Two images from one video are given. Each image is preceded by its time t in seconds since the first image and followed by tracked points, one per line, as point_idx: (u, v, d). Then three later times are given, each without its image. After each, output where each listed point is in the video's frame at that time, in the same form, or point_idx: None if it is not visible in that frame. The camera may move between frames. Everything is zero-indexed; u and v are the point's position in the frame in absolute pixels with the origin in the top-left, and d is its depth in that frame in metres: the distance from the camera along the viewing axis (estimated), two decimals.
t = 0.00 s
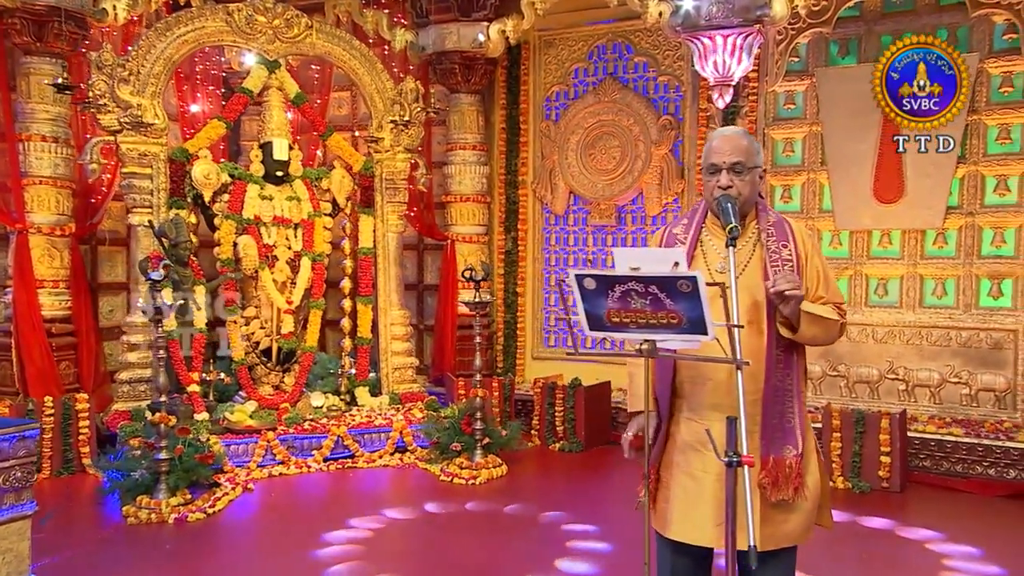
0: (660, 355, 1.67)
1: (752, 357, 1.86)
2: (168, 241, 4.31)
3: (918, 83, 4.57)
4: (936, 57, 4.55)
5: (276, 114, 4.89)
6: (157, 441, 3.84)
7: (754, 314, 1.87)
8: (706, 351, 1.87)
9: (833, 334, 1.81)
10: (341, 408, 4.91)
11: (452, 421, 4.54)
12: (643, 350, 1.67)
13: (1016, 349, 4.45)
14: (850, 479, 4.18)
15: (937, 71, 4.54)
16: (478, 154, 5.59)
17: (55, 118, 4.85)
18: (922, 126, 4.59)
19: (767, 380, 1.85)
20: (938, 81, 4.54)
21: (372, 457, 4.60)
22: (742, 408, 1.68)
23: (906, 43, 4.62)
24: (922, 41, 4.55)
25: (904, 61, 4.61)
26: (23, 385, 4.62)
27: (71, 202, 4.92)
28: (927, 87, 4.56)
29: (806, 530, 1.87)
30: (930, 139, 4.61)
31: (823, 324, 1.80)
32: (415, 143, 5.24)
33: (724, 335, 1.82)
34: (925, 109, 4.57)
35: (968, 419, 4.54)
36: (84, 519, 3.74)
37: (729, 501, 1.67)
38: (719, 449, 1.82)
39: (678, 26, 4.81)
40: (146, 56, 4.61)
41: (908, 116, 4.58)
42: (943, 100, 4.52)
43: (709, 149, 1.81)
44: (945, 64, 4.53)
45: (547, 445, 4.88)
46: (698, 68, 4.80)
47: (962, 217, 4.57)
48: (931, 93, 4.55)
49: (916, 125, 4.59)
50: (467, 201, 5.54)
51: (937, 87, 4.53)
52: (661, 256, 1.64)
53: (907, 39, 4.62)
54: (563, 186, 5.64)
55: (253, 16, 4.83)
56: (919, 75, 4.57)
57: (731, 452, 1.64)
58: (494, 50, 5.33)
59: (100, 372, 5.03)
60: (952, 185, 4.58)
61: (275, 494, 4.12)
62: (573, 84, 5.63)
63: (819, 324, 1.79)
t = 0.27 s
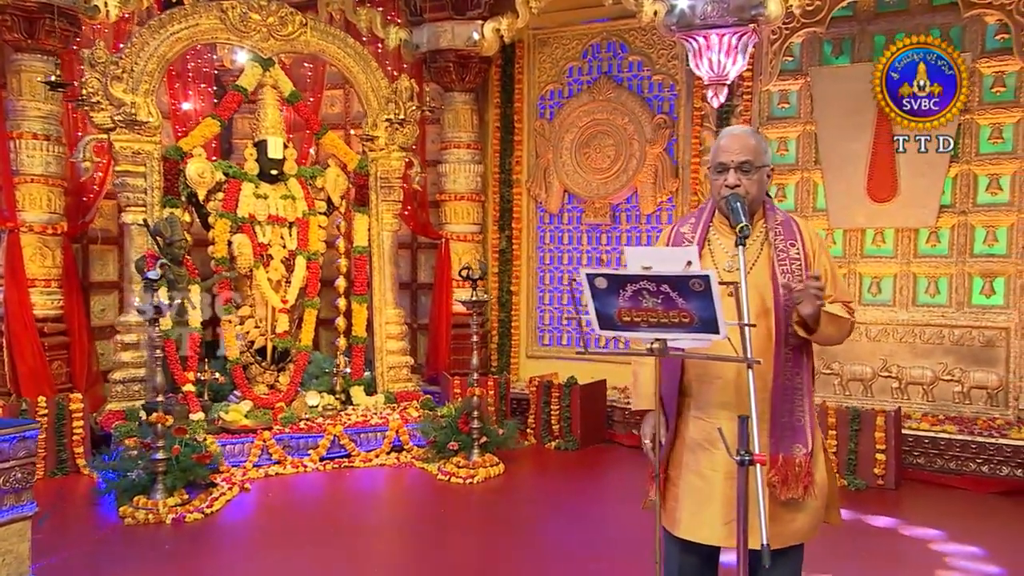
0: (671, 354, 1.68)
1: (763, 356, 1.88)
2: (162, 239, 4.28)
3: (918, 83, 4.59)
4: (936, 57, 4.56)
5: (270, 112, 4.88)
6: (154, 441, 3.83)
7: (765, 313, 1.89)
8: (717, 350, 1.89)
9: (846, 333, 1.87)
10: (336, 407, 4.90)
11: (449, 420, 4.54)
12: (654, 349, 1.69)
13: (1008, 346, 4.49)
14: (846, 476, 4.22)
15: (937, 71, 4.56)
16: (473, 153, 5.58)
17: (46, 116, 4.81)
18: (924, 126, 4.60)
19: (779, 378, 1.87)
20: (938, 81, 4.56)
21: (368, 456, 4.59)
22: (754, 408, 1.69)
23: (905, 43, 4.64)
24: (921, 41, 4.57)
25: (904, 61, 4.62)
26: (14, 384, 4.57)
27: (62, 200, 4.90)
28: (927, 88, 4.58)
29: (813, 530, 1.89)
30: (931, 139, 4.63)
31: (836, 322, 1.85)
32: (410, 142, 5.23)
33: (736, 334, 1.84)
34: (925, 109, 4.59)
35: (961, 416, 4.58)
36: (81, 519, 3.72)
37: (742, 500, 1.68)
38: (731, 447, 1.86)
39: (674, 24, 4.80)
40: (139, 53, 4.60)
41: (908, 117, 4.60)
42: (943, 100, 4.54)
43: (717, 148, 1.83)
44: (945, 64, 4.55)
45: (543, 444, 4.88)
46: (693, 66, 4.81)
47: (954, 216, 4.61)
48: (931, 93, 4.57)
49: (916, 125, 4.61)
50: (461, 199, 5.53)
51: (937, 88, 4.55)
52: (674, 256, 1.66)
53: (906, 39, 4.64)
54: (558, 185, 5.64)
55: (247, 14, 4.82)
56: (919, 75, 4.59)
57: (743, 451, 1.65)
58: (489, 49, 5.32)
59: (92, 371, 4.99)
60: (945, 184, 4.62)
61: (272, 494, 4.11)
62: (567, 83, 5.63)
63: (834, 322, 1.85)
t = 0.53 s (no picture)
0: (682, 352, 1.72)
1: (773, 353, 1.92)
2: (160, 238, 4.31)
3: (918, 83, 4.56)
4: (936, 57, 4.54)
5: (267, 110, 4.90)
6: (155, 439, 3.88)
7: (773, 310, 1.93)
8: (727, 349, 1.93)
9: (856, 326, 1.90)
10: (333, 405, 4.91)
11: (447, 418, 4.56)
12: (665, 347, 1.72)
13: (998, 343, 4.55)
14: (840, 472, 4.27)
15: (937, 71, 4.54)
16: (468, 151, 5.60)
17: (42, 114, 4.82)
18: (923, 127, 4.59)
19: (786, 376, 1.91)
20: (938, 81, 4.54)
21: (367, 454, 4.62)
22: (763, 405, 1.73)
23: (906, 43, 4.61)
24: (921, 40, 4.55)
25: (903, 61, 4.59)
26: (10, 383, 4.56)
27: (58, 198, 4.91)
28: (927, 87, 4.56)
29: (817, 525, 1.93)
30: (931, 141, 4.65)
31: (847, 315, 1.89)
32: (405, 140, 5.25)
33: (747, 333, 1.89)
34: (925, 109, 4.57)
35: (952, 413, 4.63)
36: (82, 518, 3.76)
37: (753, 496, 1.72)
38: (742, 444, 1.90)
39: (669, 24, 4.84)
40: (136, 52, 4.62)
41: (908, 117, 4.56)
42: (943, 100, 4.53)
43: (724, 147, 1.87)
44: (945, 64, 4.53)
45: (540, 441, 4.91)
46: (689, 67, 4.88)
47: (946, 214, 4.66)
48: (931, 93, 4.55)
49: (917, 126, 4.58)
50: (457, 197, 5.57)
51: (936, 88, 4.54)
52: (684, 255, 1.71)
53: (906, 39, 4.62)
54: (554, 184, 5.63)
55: (243, 13, 4.84)
56: (919, 74, 4.57)
57: (754, 448, 1.67)
58: (485, 48, 5.31)
59: (89, 369, 4.99)
60: (937, 183, 4.67)
61: (271, 492, 4.14)
62: (562, 82, 5.64)
63: (845, 314, 1.88)
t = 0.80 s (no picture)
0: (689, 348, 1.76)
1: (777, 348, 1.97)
2: (158, 236, 4.34)
3: (918, 83, 4.68)
4: (936, 57, 4.64)
5: (263, 108, 4.93)
6: (154, 436, 3.93)
7: (776, 307, 1.98)
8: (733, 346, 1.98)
9: (858, 320, 1.95)
10: (331, 401, 4.94)
11: (444, 414, 4.60)
12: (672, 343, 1.76)
13: (987, 339, 4.60)
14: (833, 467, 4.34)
15: (937, 71, 4.64)
16: (463, 149, 5.63)
17: (38, 112, 4.82)
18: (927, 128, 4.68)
19: (789, 371, 1.96)
20: (938, 81, 4.65)
21: (364, 450, 4.66)
22: (770, 402, 1.76)
23: (904, 43, 4.72)
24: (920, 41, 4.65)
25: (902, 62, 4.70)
26: (7, 380, 4.56)
27: (53, 195, 4.90)
28: (927, 88, 4.67)
29: (817, 518, 1.97)
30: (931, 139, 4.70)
31: (850, 309, 1.93)
32: (401, 138, 5.28)
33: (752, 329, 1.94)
34: (925, 109, 4.67)
35: (941, 408, 4.69)
36: (82, 514, 3.80)
37: (761, 491, 1.75)
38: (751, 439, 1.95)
39: (663, 24, 4.89)
40: (133, 49, 4.66)
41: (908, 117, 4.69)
42: (944, 100, 4.63)
43: (726, 147, 1.90)
44: (945, 64, 4.62)
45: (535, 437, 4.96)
46: (683, 66, 4.89)
47: (936, 212, 4.71)
48: (931, 93, 4.66)
49: (917, 125, 4.70)
50: (452, 195, 5.58)
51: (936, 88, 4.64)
52: (694, 253, 1.76)
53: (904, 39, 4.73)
54: (548, 181, 5.65)
55: (240, 11, 4.87)
56: (917, 75, 4.68)
57: (762, 443, 1.71)
58: (479, 47, 5.35)
59: (85, 366, 4.98)
60: (927, 181, 4.72)
61: (269, 489, 4.18)
62: (557, 80, 5.64)
63: (847, 307, 1.93)
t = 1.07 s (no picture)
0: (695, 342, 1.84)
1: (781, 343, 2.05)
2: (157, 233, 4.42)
3: (918, 83, 4.70)
4: (936, 57, 4.67)
5: (261, 106, 4.98)
6: (155, 432, 4.01)
7: (780, 303, 2.06)
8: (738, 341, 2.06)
9: (857, 314, 2.04)
10: (328, 396, 5.01)
11: (442, 408, 4.69)
12: (679, 337, 1.85)
13: (971, 334, 4.71)
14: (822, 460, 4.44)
15: (937, 71, 4.67)
16: (457, 147, 5.67)
17: (35, 109, 4.85)
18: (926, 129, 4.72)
19: (791, 365, 2.05)
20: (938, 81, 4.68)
21: (362, 444, 4.73)
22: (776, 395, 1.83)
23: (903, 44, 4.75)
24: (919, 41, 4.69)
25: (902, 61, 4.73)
26: (6, 377, 4.58)
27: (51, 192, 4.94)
28: (927, 87, 4.70)
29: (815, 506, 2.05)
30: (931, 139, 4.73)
31: (849, 303, 2.02)
32: (396, 136, 5.34)
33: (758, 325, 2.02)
34: (925, 109, 4.70)
35: (927, 401, 4.79)
36: (86, 509, 3.88)
37: (766, 484, 1.84)
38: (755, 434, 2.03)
39: (655, 23, 4.93)
40: (131, 47, 4.70)
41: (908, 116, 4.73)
42: (944, 100, 4.66)
43: (730, 146, 1.98)
44: (945, 64, 4.65)
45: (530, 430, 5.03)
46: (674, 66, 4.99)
47: (921, 210, 4.79)
48: (932, 93, 4.68)
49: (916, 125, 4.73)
50: (447, 193, 5.61)
51: (937, 88, 4.67)
52: (701, 249, 1.82)
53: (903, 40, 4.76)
54: (541, 179, 5.65)
55: (237, 9, 4.93)
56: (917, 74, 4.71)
57: (767, 436, 1.78)
58: (474, 45, 5.37)
59: (84, 362, 5.00)
60: (913, 179, 4.79)
61: (268, 483, 4.25)
62: (550, 79, 5.66)
63: (847, 303, 2.01)
